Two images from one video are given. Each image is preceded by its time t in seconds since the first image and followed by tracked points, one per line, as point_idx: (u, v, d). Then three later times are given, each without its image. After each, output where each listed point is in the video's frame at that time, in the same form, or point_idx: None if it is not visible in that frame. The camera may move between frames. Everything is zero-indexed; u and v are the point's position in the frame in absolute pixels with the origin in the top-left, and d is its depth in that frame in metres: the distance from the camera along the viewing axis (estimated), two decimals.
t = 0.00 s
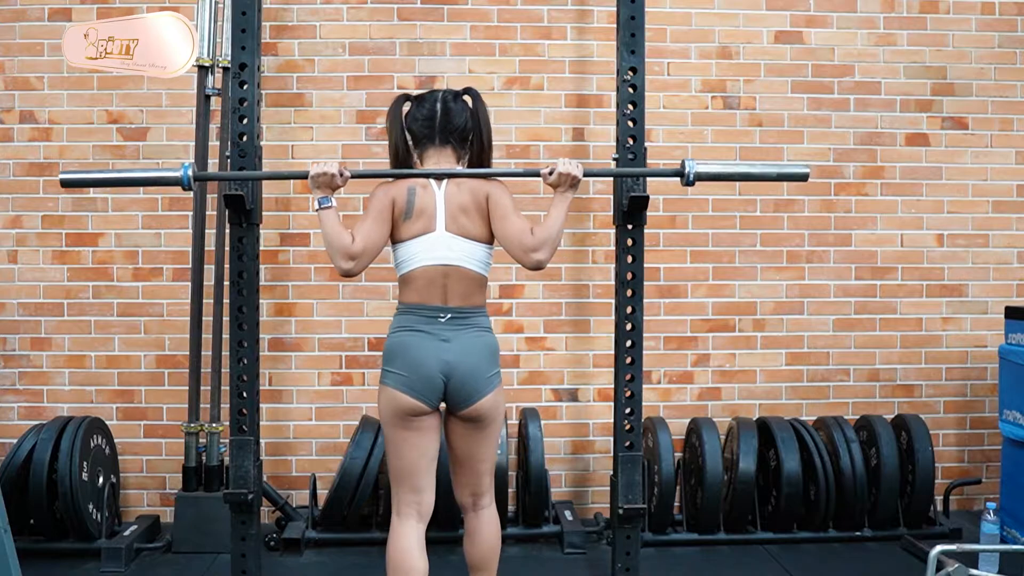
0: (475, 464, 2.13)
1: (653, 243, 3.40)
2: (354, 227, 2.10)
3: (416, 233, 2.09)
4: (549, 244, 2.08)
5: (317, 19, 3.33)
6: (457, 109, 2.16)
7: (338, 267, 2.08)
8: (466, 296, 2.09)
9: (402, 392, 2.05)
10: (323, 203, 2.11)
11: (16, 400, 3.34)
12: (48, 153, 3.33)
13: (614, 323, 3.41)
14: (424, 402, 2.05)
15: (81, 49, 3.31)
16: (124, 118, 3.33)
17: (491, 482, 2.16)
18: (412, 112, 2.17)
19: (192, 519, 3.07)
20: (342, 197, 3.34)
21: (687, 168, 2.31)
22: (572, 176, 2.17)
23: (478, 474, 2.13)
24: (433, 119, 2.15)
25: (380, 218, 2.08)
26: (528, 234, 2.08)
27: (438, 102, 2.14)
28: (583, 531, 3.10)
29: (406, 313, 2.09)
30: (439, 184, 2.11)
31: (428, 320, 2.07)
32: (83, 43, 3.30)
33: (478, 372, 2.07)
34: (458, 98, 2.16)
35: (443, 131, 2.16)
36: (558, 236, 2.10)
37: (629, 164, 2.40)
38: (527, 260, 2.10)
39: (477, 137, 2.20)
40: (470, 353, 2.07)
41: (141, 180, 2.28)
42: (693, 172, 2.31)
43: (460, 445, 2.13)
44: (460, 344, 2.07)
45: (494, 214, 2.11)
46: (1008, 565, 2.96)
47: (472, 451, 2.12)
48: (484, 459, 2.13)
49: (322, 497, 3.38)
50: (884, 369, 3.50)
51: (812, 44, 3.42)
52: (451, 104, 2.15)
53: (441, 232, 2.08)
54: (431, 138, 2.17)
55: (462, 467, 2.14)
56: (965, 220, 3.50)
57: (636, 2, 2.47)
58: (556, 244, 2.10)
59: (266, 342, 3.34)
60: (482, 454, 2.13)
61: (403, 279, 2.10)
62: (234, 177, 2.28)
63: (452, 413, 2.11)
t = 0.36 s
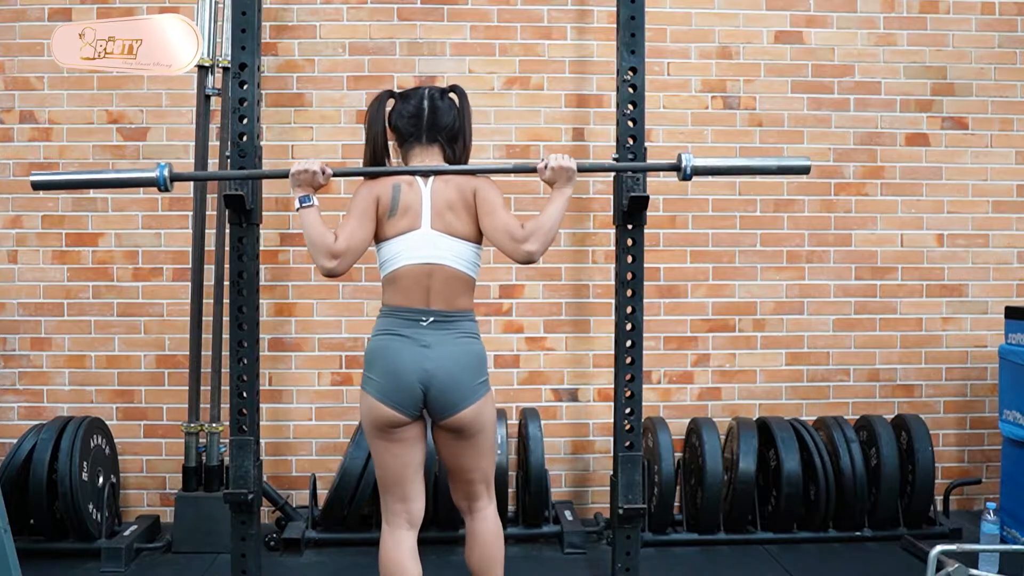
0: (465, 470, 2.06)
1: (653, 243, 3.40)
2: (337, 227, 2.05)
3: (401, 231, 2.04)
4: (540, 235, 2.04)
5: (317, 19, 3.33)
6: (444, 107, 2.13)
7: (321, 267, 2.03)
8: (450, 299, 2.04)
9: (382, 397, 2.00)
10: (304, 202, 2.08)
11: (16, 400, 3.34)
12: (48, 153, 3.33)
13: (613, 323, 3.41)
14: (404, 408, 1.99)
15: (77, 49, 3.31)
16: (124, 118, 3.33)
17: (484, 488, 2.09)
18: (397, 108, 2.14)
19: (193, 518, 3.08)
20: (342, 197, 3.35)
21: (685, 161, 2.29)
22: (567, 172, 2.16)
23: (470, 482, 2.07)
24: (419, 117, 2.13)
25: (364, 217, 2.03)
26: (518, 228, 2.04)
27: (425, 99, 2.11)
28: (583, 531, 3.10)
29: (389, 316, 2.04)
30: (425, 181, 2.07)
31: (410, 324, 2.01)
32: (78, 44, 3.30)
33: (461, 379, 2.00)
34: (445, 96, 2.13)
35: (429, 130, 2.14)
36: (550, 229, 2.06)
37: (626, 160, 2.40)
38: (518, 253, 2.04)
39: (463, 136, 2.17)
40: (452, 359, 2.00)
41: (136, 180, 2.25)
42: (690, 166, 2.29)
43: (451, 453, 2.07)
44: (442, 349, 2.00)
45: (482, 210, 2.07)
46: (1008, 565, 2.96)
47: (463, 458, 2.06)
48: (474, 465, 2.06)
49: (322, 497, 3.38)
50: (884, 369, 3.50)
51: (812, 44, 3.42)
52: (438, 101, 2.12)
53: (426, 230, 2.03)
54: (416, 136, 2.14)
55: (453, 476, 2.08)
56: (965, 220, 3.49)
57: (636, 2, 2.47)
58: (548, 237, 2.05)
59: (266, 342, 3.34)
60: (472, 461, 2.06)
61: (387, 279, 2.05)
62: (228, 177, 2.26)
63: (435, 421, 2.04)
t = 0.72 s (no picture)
0: (486, 480, 1.98)
1: (653, 243, 3.40)
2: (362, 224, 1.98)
3: (428, 228, 1.99)
4: (567, 233, 1.97)
5: (317, 19, 3.33)
6: (468, 102, 2.09)
7: (347, 265, 1.96)
8: (478, 297, 1.99)
9: (410, 400, 1.95)
10: (324, 200, 2.01)
11: (16, 400, 3.34)
12: (48, 153, 3.33)
13: (614, 323, 3.41)
14: (433, 412, 1.95)
15: (74, 50, 3.30)
16: (124, 118, 3.33)
17: (505, 504, 2.00)
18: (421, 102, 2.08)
19: (193, 518, 3.08)
20: (342, 197, 3.35)
21: (714, 158, 2.20)
22: (596, 165, 2.10)
23: (489, 496, 1.99)
24: (443, 111, 2.07)
25: (391, 213, 1.97)
26: (545, 225, 1.98)
27: (451, 94, 2.07)
28: (583, 531, 3.10)
29: (416, 317, 1.99)
30: (450, 177, 2.01)
31: (438, 325, 1.97)
32: (75, 44, 3.30)
33: (491, 380, 1.95)
34: (471, 93, 2.09)
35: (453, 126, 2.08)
36: (577, 225, 1.99)
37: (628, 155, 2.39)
38: (545, 251, 1.99)
39: (488, 133, 2.12)
40: (481, 360, 1.95)
41: (145, 179, 2.20)
42: (720, 162, 2.20)
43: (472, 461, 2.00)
44: (472, 350, 1.95)
45: (509, 208, 2.02)
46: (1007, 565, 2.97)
47: (484, 469, 1.98)
48: (496, 477, 1.98)
49: (322, 497, 3.37)
50: (884, 369, 3.50)
51: (812, 44, 3.42)
52: (464, 98, 2.08)
53: (454, 228, 1.98)
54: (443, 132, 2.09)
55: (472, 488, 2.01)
56: (965, 220, 3.50)
57: (636, 2, 2.47)
58: (576, 234, 1.99)
59: (266, 342, 3.34)
60: (493, 471, 1.98)
61: (414, 279, 2.00)
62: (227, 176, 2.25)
63: (464, 424, 1.99)
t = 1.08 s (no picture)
0: (518, 490, 1.96)
1: (653, 243, 3.40)
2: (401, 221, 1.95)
3: (467, 227, 1.96)
4: (614, 230, 1.97)
5: (318, 19, 3.33)
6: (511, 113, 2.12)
7: (386, 262, 1.91)
8: (518, 298, 1.96)
9: (450, 407, 1.91)
10: (362, 200, 1.98)
11: (16, 400, 3.34)
12: (48, 153, 3.33)
13: (614, 323, 3.41)
14: (473, 419, 1.91)
15: (72, 50, 3.31)
16: (124, 118, 3.33)
17: (535, 516, 1.98)
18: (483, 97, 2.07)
19: (192, 518, 3.08)
20: (342, 197, 3.35)
21: (756, 157, 2.21)
22: (637, 165, 2.09)
23: (521, 505, 1.96)
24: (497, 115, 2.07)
25: (429, 211, 1.95)
26: (592, 223, 1.98)
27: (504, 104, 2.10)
28: (583, 531, 3.10)
29: (453, 321, 1.95)
30: (490, 177, 2.00)
31: (477, 328, 1.93)
32: (74, 44, 3.31)
33: (533, 383, 1.93)
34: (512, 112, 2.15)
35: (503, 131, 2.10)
36: (624, 223, 1.99)
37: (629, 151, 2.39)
38: (591, 248, 1.98)
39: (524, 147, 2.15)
40: (522, 363, 1.93)
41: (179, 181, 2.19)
42: (762, 161, 2.21)
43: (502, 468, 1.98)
44: (513, 353, 1.92)
45: (553, 206, 2.01)
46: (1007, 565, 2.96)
47: (520, 477, 1.96)
48: (529, 487, 1.96)
49: (322, 496, 3.37)
50: (884, 369, 3.50)
51: (812, 44, 3.42)
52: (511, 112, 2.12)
53: (494, 226, 1.96)
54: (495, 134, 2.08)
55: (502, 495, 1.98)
56: (965, 220, 3.49)
57: (636, 2, 2.47)
58: (622, 231, 1.99)
59: (266, 342, 3.34)
60: (526, 481, 1.96)
61: (451, 280, 1.97)
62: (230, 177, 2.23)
63: (505, 429, 1.96)
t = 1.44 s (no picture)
0: (516, 492, 1.97)
1: (653, 243, 3.40)
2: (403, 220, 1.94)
3: (469, 227, 1.95)
4: (617, 232, 1.98)
5: (318, 19, 3.33)
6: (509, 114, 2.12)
7: (387, 262, 1.91)
8: (517, 300, 1.95)
9: (448, 407, 1.90)
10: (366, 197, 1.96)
11: (16, 400, 3.34)
12: (48, 153, 3.33)
13: (614, 323, 3.41)
14: (471, 419, 1.90)
15: (71, 50, 3.32)
16: (124, 118, 3.33)
17: (533, 518, 1.98)
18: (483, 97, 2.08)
19: (192, 518, 3.07)
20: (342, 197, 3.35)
21: (761, 160, 2.20)
22: (640, 165, 2.07)
23: (520, 506, 1.97)
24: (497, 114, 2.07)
25: (431, 211, 1.93)
26: (594, 225, 1.98)
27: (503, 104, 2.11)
28: (583, 531, 3.10)
29: (451, 321, 1.95)
30: (492, 176, 1.99)
31: (475, 328, 1.93)
32: (73, 44, 3.32)
33: (531, 384, 1.93)
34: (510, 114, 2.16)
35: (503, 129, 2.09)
36: (627, 225, 2.00)
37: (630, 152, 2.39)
38: (593, 250, 1.99)
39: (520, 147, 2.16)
40: (520, 364, 1.92)
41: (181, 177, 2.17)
42: (768, 164, 2.20)
43: (499, 470, 1.98)
44: (511, 353, 1.92)
45: (555, 207, 2.01)
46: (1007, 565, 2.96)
47: (518, 478, 1.96)
48: (527, 489, 1.96)
49: (322, 497, 3.37)
50: (884, 369, 3.50)
51: (812, 44, 3.42)
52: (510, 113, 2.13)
53: (496, 227, 1.95)
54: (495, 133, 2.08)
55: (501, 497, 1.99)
56: (965, 220, 3.50)
57: (636, 2, 2.47)
58: (624, 234, 2.00)
59: (266, 342, 3.34)
60: (524, 482, 1.96)
61: (450, 280, 1.97)
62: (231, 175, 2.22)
63: (502, 430, 1.96)
